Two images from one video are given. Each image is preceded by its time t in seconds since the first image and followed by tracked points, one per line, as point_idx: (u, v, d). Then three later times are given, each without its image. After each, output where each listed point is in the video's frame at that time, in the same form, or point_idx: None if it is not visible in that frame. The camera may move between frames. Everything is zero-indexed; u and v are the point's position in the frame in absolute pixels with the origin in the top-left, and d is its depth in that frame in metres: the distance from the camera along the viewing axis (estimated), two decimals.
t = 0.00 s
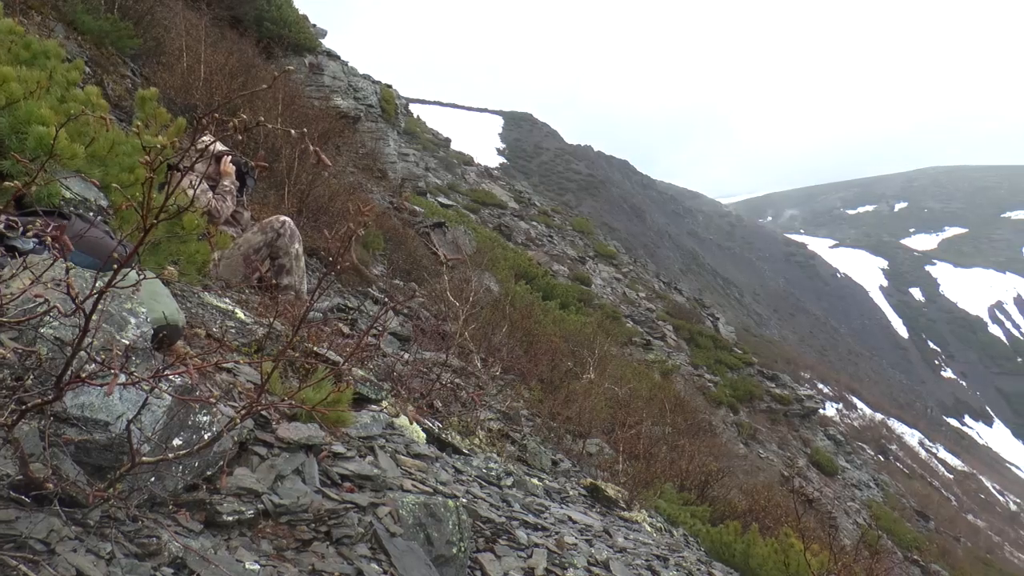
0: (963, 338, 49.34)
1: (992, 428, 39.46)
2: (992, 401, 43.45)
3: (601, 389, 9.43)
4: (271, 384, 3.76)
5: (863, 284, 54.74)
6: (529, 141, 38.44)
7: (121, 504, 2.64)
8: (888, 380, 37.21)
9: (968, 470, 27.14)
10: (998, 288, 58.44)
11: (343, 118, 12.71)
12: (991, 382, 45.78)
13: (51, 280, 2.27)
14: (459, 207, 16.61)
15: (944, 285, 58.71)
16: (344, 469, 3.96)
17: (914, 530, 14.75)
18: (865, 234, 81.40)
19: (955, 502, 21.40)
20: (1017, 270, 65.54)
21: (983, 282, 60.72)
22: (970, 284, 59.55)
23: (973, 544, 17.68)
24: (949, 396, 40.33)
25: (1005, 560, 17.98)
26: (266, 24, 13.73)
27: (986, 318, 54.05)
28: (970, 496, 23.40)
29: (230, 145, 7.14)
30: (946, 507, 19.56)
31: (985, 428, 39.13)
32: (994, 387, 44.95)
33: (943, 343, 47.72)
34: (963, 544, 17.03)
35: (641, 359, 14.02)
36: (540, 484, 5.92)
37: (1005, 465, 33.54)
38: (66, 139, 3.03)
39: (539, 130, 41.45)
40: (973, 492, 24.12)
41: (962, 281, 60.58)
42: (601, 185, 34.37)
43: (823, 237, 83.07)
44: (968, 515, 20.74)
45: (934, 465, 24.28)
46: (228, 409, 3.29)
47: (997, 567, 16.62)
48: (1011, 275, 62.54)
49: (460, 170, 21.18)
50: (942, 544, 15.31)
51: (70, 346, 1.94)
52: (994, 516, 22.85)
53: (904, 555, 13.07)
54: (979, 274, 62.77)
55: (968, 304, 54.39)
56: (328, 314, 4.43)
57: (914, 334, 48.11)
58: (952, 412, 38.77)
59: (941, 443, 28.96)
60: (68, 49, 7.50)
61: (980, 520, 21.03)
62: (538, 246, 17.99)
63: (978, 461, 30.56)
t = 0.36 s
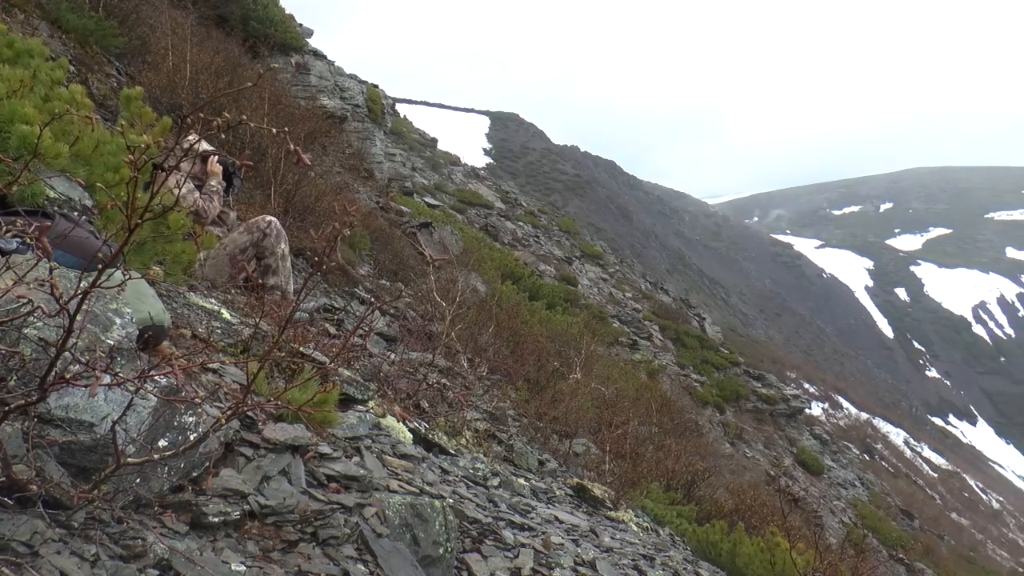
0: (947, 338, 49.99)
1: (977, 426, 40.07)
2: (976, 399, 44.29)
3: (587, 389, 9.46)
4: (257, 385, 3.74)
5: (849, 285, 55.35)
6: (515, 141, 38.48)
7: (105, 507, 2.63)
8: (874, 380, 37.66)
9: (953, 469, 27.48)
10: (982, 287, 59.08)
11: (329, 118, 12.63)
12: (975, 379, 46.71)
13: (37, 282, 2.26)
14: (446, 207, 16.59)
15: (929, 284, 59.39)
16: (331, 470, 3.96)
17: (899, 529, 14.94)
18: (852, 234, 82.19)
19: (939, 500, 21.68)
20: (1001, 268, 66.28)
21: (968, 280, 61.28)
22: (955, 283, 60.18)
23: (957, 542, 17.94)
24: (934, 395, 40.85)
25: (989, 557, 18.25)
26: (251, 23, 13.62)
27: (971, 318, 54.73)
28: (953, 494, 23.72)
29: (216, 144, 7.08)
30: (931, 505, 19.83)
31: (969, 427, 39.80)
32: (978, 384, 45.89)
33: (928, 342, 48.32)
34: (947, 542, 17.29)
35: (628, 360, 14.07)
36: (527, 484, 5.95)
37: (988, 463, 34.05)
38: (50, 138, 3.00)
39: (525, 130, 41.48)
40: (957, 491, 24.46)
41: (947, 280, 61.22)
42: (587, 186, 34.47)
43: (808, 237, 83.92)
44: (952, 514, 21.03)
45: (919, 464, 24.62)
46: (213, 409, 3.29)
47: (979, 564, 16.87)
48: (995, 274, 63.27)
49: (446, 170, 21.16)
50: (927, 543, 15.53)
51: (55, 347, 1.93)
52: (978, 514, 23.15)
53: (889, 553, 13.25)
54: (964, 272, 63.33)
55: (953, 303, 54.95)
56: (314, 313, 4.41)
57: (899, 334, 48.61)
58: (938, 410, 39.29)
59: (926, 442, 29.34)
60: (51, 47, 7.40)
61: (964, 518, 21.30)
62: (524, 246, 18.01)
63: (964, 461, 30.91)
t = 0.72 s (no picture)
0: (931, 337, 50.61)
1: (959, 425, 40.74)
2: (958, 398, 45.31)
3: (573, 389, 9.51)
4: (242, 386, 3.73)
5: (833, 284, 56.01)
6: (501, 142, 38.52)
7: (89, 509, 2.62)
8: (857, 379, 38.14)
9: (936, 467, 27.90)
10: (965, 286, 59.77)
11: (315, 118, 12.56)
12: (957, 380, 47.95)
13: (17, 282, 2.24)
14: (432, 208, 16.57)
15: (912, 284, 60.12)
16: (316, 470, 3.96)
17: (883, 528, 15.15)
18: (837, 234, 83.12)
19: (923, 499, 22.01)
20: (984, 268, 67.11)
21: (952, 279, 61.92)
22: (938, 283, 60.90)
23: (940, 539, 18.21)
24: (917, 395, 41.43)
25: (972, 555, 18.55)
26: (237, 22, 13.52)
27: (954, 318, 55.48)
28: (937, 493, 24.10)
29: (200, 143, 7.03)
30: (914, 503, 20.14)
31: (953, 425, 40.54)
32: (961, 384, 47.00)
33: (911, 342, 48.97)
34: (931, 540, 17.57)
35: (613, 359, 14.17)
36: (512, 484, 5.98)
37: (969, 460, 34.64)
38: (33, 138, 2.98)
39: (511, 130, 41.52)
40: (941, 489, 24.83)
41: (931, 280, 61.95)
42: (572, 186, 34.59)
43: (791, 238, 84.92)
44: (936, 512, 21.37)
45: (903, 463, 25.02)
46: (197, 410, 3.28)
47: (961, 561, 17.15)
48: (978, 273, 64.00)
49: (432, 170, 21.14)
50: (911, 541, 15.76)
51: (39, 346, 1.91)
52: (961, 512, 23.48)
53: (873, 552, 13.44)
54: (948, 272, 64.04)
55: (937, 303, 55.62)
56: (300, 313, 4.39)
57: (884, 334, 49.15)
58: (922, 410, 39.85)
59: (909, 441, 29.79)
60: (34, 45, 7.30)
61: (947, 517, 21.59)
62: (510, 246, 18.07)
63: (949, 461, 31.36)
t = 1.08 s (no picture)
0: (916, 337, 51.22)
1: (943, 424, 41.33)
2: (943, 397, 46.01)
3: (559, 389, 9.53)
4: (228, 386, 3.72)
5: (817, 284, 56.63)
6: (488, 142, 38.50)
7: (73, 510, 2.60)
8: (843, 379, 38.56)
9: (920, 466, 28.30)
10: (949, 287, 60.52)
11: (301, 118, 12.47)
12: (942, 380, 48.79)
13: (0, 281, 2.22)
14: (418, 207, 16.52)
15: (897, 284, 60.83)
16: (303, 471, 3.95)
17: (868, 526, 15.35)
18: (822, 234, 84.07)
19: (908, 498, 22.31)
20: (968, 268, 68.00)
21: (937, 279, 62.59)
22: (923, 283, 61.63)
23: (924, 538, 18.46)
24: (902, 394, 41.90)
25: (956, 553, 18.82)
26: (223, 21, 13.39)
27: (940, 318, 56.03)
28: (921, 491, 24.45)
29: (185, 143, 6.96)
30: (899, 502, 20.41)
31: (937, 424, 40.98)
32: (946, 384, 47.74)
33: (896, 342, 49.53)
34: (915, 538, 17.82)
35: (600, 360, 14.23)
36: (499, 485, 6.00)
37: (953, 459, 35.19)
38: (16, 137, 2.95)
39: (498, 130, 41.53)
40: (925, 488, 25.18)
41: (916, 280, 62.65)
42: (559, 186, 34.66)
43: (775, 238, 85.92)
44: (920, 510, 21.67)
45: (887, 462, 25.40)
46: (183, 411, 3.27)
47: (946, 559, 17.36)
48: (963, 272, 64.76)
49: (419, 170, 21.08)
50: (895, 539, 15.98)
51: (23, 346, 1.89)
52: (945, 510, 23.80)
53: (860, 551, 13.58)
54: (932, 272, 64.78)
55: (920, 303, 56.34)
56: (286, 314, 4.37)
57: (870, 334, 49.72)
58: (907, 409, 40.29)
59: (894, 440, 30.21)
60: (16, 44, 7.19)
61: (931, 515, 21.87)
62: (496, 246, 18.09)
63: (934, 460, 31.77)
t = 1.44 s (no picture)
0: (901, 337, 51.83)
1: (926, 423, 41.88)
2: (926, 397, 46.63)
3: (545, 389, 9.56)
4: (214, 386, 3.71)
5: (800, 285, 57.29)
6: (473, 142, 38.50)
7: (56, 512, 2.58)
8: (828, 379, 39.00)
9: (904, 465, 28.70)
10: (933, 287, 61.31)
11: (287, 117, 12.41)
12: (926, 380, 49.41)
13: None
14: (404, 208, 16.50)
15: (882, 284, 61.55)
16: (288, 472, 3.94)
17: (853, 525, 15.58)
18: (804, 235, 84.26)
19: (892, 497, 22.65)
20: (951, 268, 68.90)
21: (921, 279, 63.42)
22: (907, 283, 62.39)
23: (908, 536, 18.75)
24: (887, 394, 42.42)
25: (939, 551, 19.10)
26: (208, 20, 13.26)
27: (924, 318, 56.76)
28: (905, 490, 24.83)
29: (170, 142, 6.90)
30: (882, 501, 20.72)
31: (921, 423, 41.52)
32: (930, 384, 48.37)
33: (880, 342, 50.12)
34: (899, 537, 18.12)
35: (586, 360, 14.31)
36: (485, 485, 6.02)
37: (937, 458, 35.68)
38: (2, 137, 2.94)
39: (484, 131, 41.53)
40: (909, 487, 25.57)
41: (900, 281, 63.47)
42: (545, 187, 34.76)
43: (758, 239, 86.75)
44: (903, 508, 22.02)
45: (872, 462, 25.70)
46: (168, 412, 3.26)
47: (930, 557, 17.63)
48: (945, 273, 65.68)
49: (405, 170, 21.04)
50: (879, 538, 16.25)
51: (6, 347, 1.88)
52: (929, 508, 24.16)
53: (844, 549, 13.77)
54: (916, 272, 65.59)
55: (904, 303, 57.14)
56: (272, 314, 4.35)
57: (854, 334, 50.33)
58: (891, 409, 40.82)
59: (878, 439, 30.60)
60: None
61: (915, 514, 22.21)
62: (482, 246, 18.12)
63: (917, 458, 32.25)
